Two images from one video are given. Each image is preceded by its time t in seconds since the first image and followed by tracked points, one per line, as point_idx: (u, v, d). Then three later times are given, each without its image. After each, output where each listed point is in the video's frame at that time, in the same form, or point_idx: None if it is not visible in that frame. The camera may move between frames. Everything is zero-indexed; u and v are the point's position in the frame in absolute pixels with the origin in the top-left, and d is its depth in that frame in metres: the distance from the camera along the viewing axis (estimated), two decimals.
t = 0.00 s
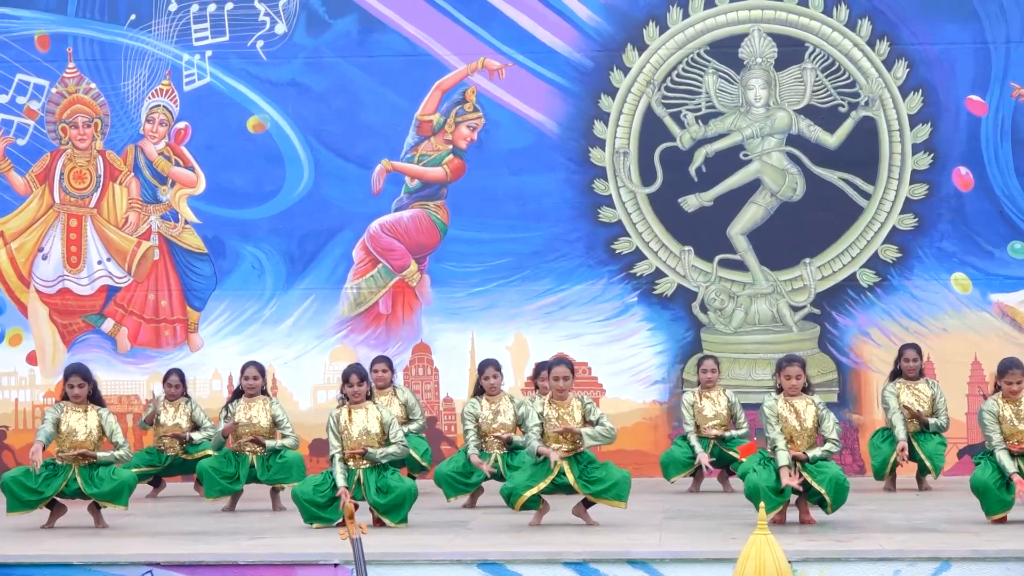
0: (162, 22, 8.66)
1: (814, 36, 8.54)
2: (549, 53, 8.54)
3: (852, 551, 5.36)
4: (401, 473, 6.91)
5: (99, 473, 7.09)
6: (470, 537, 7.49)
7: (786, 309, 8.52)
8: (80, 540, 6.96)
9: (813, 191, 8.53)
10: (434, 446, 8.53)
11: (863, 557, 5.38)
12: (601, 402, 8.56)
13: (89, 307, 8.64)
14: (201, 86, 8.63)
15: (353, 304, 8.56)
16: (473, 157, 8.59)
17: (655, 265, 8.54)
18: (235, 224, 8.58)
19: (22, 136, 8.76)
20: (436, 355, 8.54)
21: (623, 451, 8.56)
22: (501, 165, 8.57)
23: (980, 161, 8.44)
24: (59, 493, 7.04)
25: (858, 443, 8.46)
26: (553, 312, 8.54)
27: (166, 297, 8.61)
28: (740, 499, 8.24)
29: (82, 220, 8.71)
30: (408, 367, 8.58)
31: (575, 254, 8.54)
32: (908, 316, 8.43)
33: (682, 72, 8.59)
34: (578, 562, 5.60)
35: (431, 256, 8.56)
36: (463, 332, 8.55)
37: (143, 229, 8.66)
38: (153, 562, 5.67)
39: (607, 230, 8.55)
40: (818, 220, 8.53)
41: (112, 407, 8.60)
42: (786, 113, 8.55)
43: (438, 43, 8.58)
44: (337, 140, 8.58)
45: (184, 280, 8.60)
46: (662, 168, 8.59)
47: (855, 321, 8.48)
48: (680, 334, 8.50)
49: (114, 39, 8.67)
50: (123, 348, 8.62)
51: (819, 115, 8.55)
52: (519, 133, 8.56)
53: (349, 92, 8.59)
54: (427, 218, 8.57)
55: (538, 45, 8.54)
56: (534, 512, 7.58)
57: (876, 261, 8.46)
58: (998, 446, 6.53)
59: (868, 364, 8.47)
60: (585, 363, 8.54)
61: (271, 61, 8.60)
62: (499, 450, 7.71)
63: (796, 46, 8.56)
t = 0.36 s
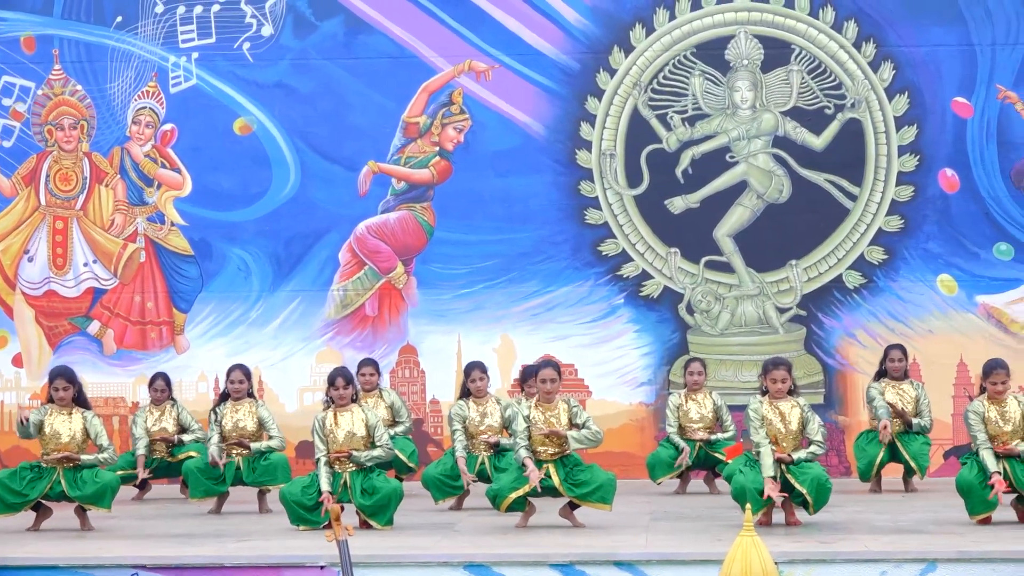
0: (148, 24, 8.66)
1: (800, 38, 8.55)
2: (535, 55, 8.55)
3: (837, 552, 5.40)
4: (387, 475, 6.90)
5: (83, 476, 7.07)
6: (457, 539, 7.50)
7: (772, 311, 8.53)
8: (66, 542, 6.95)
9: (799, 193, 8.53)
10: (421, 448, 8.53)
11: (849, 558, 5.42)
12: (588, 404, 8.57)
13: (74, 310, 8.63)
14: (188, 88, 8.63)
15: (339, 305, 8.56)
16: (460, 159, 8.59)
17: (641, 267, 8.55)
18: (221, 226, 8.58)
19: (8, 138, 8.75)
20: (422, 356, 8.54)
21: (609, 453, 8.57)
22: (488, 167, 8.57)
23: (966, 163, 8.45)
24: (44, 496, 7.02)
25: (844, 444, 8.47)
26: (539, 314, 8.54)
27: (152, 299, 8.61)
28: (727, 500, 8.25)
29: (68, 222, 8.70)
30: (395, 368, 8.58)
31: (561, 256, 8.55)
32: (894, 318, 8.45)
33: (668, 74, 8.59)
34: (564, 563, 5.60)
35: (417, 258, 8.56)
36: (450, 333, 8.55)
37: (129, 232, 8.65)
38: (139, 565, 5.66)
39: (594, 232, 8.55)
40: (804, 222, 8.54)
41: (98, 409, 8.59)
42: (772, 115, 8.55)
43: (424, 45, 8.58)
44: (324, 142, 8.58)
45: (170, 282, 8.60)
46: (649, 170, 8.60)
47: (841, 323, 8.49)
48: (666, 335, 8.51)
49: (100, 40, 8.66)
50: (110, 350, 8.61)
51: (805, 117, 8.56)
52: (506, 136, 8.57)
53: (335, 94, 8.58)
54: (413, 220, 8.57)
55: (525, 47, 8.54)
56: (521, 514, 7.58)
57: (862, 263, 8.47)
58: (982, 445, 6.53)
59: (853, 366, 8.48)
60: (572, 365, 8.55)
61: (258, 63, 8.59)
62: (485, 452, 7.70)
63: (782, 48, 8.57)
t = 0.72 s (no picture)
0: (119, 24, 8.65)
1: (771, 38, 8.56)
2: (507, 56, 8.54)
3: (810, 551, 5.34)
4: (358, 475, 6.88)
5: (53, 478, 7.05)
6: (427, 539, 7.51)
7: (743, 311, 8.54)
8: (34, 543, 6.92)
9: (771, 193, 8.55)
10: (393, 449, 8.53)
11: (822, 558, 5.36)
12: (560, 404, 8.57)
13: (45, 310, 8.61)
14: (159, 89, 8.62)
15: (310, 305, 8.56)
16: (432, 160, 8.59)
17: (613, 267, 8.55)
18: (193, 226, 8.57)
19: None
20: (394, 357, 8.54)
21: (581, 453, 8.57)
22: (460, 167, 8.57)
23: (936, 163, 8.47)
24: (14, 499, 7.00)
25: (815, 443, 8.49)
26: (512, 314, 8.54)
27: (123, 300, 8.60)
28: (699, 500, 8.27)
29: (39, 222, 8.68)
30: (366, 369, 8.57)
31: (533, 256, 8.55)
32: (866, 317, 8.46)
33: (640, 75, 8.60)
34: (536, 563, 5.53)
35: (389, 258, 8.56)
36: (422, 334, 8.55)
37: (100, 232, 8.64)
38: (110, 566, 5.62)
39: (565, 232, 8.56)
40: (776, 221, 8.55)
41: (69, 410, 8.57)
42: (743, 115, 8.57)
43: (396, 45, 8.57)
44: (295, 143, 8.57)
45: (142, 283, 8.59)
46: (621, 170, 8.60)
47: (813, 323, 8.50)
48: (638, 335, 8.51)
49: (70, 41, 8.65)
50: (81, 351, 8.59)
51: (776, 117, 8.57)
52: (477, 136, 8.57)
53: (307, 94, 8.58)
54: (385, 220, 8.57)
55: (497, 48, 8.54)
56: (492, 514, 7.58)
57: (834, 262, 8.49)
58: (952, 423, 6.41)
59: (825, 365, 8.49)
60: (544, 365, 8.55)
61: (229, 63, 8.58)
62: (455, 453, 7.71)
63: (753, 48, 8.58)
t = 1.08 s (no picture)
0: (85, 23, 8.65)
1: (737, 37, 8.57)
2: (474, 54, 8.54)
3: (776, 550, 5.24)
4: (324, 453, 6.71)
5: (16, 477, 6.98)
6: (391, 538, 7.50)
7: (710, 309, 8.55)
8: None
9: (737, 192, 8.55)
10: (360, 448, 8.54)
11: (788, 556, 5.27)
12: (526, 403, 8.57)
13: (11, 309, 8.61)
14: (125, 87, 8.61)
15: (277, 305, 8.54)
16: (398, 159, 8.58)
17: (580, 266, 8.55)
18: (159, 225, 8.56)
19: None
20: (361, 357, 8.53)
21: (548, 452, 8.56)
22: (426, 166, 8.57)
23: (902, 162, 8.49)
24: None
25: (781, 442, 8.51)
26: (479, 313, 8.54)
27: (89, 299, 8.59)
28: (666, 498, 8.27)
29: (5, 222, 8.69)
30: (333, 368, 8.56)
31: (500, 254, 8.55)
32: (832, 315, 8.47)
33: (606, 74, 8.61)
34: (503, 562, 5.43)
35: (356, 257, 8.55)
36: (389, 333, 8.54)
37: (66, 231, 8.64)
38: (75, 565, 5.51)
39: (532, 231, 8.56)
40: (742, 220, 8.56)
41: (35, 410, 8.55)
42: (709, 114, 8.58)
43: (362, 44, 8.56)
44: (261, 141, 8.56)
45: (108, 282, 8.58)
46: (587, 168, 8.60)
47: (779, 321, 8.50)
48: (604, 334, 8.51)
49: (36, 39, 8.65)
50: (47, 350, 8.58)
51: (743, 115, 8.58)
52: (444, 135, 8.56)
53: (273, 93, 8.57)
54: (351, 219, 8.56)
55: (463, 46, 8.54)
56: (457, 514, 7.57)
57: (800, 260, 8.50)
58: (916, 379, 6.15)
59: (791, 364, 8.49)
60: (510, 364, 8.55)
61: (195, 62, 8.57)
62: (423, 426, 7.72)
63: (719, 47, 8.58)
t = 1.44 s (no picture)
0: (47, 24, 8.64)
1: (701, 38, 8.57)
2: (437, 55, 8.53)
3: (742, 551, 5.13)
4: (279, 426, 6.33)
5: None
6: (355, 539, 7.50)
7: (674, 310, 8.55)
8: None
9: (700, 193, 8.57)
10: (322, 448, 8.61)
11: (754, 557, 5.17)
12: (490, 405, 8.58)
13: None
14: (88, 88, 8.59)
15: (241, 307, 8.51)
16: (362, 160, 8.57)
17: (544, 268, 8.55)
18: (122, 226, 8.54)
19: None
20: (325, 360, 8.50)
21: (512, 453, 8.57)
22: (390, 167, 8.56)
23: (865, 163, 8.50)
24: None
25: (745, 442, 8.59)
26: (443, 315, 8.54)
27: (52, 301, 8.56)
28: (630, 499, 8.27)
29: None
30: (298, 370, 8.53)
31: (464, 256, 8.55)
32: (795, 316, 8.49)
33: (570, 75, 8.60)
34: (468, 562, 5.32)
35: (319, 258, 8.54)
36: (353, 333, 8.53)
37: (29, 233, 8.62)
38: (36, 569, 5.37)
39: (496, 232, 8.56)
40: (706, 221, 8.57)
41: None
42: (673, 115, 8.59)
43: (325, 45, 8.55)
44: (225, 142, 8.55)
45: (70, 283, 8.55)
46: (551, 170, 8.61)
47: (743, 322, 8.50)
48: (568, 335, 8.51)
49: None
50: (9, 352, 8.55)
51: (706, 117, 8.59)
52: (407, 136, 8.56)
53: (236, 93, 8.55)
54: (315, 220, 8.55)
55: (427, 47, 8.53)
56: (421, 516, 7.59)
57: (763, 262, 8.51)
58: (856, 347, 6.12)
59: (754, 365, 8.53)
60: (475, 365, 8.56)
61: (158, 63, 8.55)
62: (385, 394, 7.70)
63: (683, 48, 8.59)
